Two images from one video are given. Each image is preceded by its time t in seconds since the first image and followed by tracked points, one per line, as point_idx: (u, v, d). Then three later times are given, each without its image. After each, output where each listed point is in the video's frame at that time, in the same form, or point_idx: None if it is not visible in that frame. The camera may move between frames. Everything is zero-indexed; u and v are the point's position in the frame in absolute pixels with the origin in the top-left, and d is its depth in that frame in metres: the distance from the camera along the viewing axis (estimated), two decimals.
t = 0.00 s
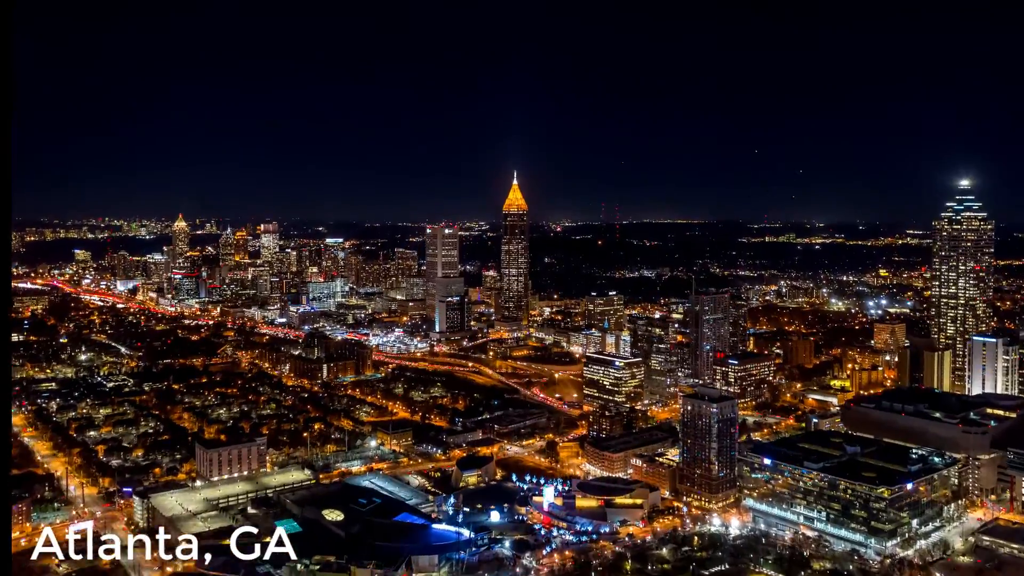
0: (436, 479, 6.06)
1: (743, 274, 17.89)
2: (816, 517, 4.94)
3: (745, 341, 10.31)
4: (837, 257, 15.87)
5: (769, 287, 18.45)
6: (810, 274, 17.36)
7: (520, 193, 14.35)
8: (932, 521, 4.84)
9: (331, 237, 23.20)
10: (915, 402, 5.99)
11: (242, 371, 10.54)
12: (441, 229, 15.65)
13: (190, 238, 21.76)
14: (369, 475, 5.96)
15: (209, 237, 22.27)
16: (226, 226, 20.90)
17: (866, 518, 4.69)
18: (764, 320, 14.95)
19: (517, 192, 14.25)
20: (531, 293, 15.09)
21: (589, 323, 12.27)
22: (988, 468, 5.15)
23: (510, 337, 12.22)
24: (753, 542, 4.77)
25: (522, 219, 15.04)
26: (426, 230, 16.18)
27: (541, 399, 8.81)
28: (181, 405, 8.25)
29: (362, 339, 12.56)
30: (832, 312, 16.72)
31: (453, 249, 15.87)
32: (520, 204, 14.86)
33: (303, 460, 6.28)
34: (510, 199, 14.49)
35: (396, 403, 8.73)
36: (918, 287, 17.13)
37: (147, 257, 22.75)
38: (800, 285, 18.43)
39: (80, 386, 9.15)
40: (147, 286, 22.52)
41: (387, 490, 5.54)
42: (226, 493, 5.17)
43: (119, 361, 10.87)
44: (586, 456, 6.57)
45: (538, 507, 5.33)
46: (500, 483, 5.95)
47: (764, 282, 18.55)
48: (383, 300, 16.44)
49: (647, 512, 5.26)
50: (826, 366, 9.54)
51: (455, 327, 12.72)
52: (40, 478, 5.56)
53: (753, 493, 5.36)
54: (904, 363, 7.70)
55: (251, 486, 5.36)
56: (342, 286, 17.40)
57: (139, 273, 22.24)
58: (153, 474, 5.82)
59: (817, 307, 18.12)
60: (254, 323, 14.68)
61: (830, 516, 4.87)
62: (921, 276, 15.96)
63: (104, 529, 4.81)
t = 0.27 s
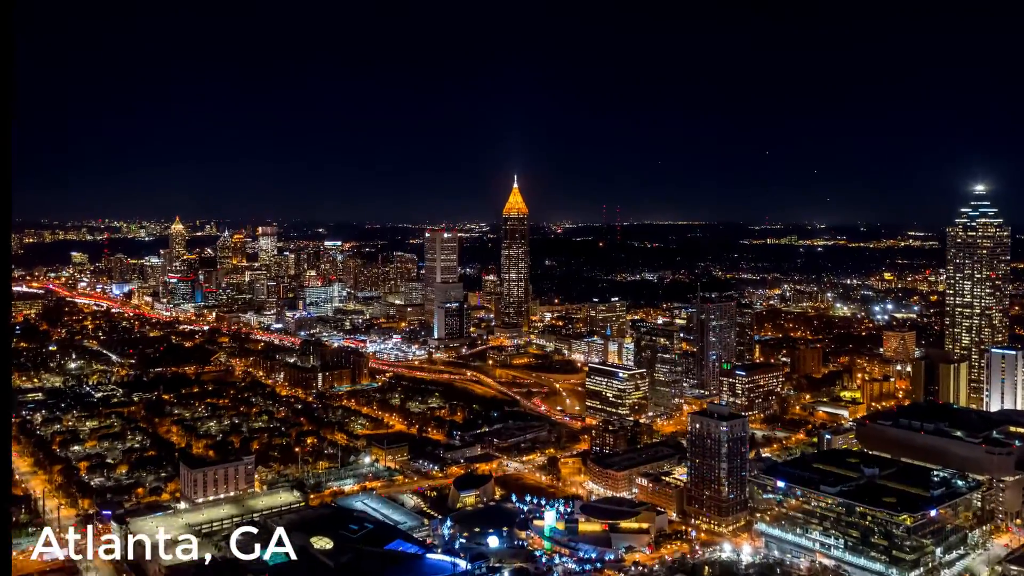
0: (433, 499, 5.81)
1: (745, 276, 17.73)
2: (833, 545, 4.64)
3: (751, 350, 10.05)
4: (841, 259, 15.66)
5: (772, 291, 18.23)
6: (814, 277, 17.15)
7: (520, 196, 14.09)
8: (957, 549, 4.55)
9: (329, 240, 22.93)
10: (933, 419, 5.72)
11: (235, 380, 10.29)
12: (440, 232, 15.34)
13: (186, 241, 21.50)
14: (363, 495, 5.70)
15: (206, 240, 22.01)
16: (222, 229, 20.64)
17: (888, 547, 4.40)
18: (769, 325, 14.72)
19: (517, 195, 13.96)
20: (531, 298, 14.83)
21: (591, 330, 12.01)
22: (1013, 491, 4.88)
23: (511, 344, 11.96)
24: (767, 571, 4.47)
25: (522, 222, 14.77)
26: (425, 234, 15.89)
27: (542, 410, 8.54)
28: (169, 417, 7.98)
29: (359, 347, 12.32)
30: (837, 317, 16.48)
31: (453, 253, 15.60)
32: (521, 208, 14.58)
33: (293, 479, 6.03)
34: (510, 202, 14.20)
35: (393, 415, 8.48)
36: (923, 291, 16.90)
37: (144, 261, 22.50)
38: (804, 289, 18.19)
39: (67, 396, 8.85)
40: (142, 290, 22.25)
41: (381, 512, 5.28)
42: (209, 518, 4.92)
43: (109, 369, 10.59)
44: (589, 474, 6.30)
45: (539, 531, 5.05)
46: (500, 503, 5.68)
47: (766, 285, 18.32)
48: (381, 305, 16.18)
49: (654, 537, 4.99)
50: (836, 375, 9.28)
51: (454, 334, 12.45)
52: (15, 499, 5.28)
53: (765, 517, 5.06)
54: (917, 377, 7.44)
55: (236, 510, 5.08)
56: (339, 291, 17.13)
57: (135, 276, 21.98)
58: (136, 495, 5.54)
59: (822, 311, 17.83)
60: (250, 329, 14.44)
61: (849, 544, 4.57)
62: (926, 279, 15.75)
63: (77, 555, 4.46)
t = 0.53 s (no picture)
0: (430, 520, 5.55)
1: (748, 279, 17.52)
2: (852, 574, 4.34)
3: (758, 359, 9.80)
4: (847, 262, 15.41)
5: (776, 295, 17.97)
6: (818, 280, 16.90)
7: (521, 199, 13.81)
8: None
9: (327, 243, 22.66)
10: (954, 436, 5.43)
11: (228, 389, 10.03)
12: (439, 236, 15.11)
13: (183, 244, 21.26)
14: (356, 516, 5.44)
15: (203, 243, 21.76)
16: (219, 232, 20.40)
17: None
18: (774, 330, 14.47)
19: (517, 198, 13.70)
20: (532, 303, 14.56)
21: (594, 337, 11.75)
22: None
23: (511, 352, 11.70)
24: None
25: (523, 226, 14.37)
26: (424, 238, 15.65)
27: (543, 422, 8.28)
28: (158, 431, 7.72)
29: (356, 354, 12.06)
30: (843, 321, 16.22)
31: (452, 257, 15.33)
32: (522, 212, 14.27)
33: (284, 499, 5.79)
34: (510, 205, 13.93)
35: (390, 427, 8.21)
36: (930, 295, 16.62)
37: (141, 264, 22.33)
38: (808, 293, 17.93)
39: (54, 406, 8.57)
40: (139, 293, 22.02)
41: (374, 535, 5.02)
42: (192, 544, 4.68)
43: (99, 377, 10.33)
44: (592, 492, 6.04)
45: (539, 558, 4.77)
46: (499, 526, 5.40)
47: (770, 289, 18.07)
48: (379, 310, 15.92)
49: (661, 565, 4.72)
50: (846, 385, 8.99)
51: (453, 340, 12.18)
52: None
53: (779, 542, 4.77)
54: (934, 390, 7.18)
55: (220, 535, 4.81)
56: (337, 295, 16.87)
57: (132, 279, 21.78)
58: (116, 518, 5.28)
59: (828, 316, 17.53)
60: (245, 335, 14.20)
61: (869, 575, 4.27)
62: (932, 282, 15.49)
63: None
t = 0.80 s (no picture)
0: (427, 548, 5.23)
1: (752, 281, 17.25)
2: None
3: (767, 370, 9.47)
4: (854, 264, 15.10)
5: (782, 298, 17.65)
6: (824, 283, 16.61)
7: (523, 203, 13.49)
8: None
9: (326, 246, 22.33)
10: (984, 459, 5.09)
11: (219, 401, 9.72)
12: (439, 240, 14.80)
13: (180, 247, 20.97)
14: (348, 544, 5.12)
15: (200, 246, 21.43)
16: (216, 234, 20.09)
17: None
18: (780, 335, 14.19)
19: (519, 201, 13.38)
20: (534, 308, 14.24)
21: (598, 344, 11.43)
22: None
23: (512, 360, 11.38)
24: None
25: (524, 231, 14.01)
26: (424, 242, 15.34)
27: (545, 436, 7.96)
28: (144, 446, 7.41)
29: (352, 363, 11.75)
30: (850, 325, 15.90)
31: (452, 261, 14.99)
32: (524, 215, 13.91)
33: (272, 524, 5.49)
34: (512, 209, 13.61)
35: (386, 442, 7.90)
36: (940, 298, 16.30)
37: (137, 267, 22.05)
38: (814, 297, 17.62)
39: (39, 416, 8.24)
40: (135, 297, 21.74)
41: (365, 566, 4.70)
42: None
43: (88, 387, 10.03)
44: (598, 516, 5.71)
45: None
46: (499, 555, 5.07)
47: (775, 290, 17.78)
48: (377, 315, 15.61)
49: None
50: (859, 396, 8.64)
51: (453, 348, 11.87)
52: None
53: None
54: (957, 409, 6.84)
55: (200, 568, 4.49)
56: (335, 300, 16.56)
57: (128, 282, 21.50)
58: (91, 547, 4.97)
59: (836, 320, 17.20)
60: (241, 341, 13.90)
61: None
62: (941, 285, 15.20)
63: None
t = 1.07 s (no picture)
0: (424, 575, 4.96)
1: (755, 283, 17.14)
2: None
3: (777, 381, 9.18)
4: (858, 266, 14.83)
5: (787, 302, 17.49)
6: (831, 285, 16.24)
7: (525, 206, 13.21)
8: None
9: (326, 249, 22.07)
10: (1012, 481, 4.79)
11: (213, 411, 9.47)
12: (440, 244, 14.54)
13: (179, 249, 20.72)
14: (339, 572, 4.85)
15: (199, 249, 21.19)
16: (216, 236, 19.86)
17: None
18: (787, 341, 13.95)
19: (521, 205, 13.11)
20: (536, 312, 13.98)
21: (602, 351, 11.15)
22: None
23: (513, 368, 11.11)
24: None
25: (526, 234, 13.75)
26: (424, 246, 15.08)
27: (548, 450, 7.69)
28: (131, 461, 7.15)
29: (350, 370, 11.49)
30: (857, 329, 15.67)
31: (453, 265, 14.73)
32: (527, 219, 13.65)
33: (261, 548, 5.23)
34: (514, 212, 13.34)
35: (383, 456, 7.63)
36: (948, 302, 16.36)
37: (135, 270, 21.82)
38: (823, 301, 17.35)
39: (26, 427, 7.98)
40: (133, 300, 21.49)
41: None
42: None
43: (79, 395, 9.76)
44: (603, 539, 5.43)
45: None
46: None
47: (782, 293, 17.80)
48: (377, 319, 15.35)
49: None
50: (872, 407, 8.36)
51: (454, 355, 11.60)
52: None
53: None
54: (977, 424, 6.55)
55: None
56: (334, 305, 16.29)
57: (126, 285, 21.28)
58: None
59: (843, 324, 16.92)
60: (238, 348, 13.66)
61: None
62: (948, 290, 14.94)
63: None
